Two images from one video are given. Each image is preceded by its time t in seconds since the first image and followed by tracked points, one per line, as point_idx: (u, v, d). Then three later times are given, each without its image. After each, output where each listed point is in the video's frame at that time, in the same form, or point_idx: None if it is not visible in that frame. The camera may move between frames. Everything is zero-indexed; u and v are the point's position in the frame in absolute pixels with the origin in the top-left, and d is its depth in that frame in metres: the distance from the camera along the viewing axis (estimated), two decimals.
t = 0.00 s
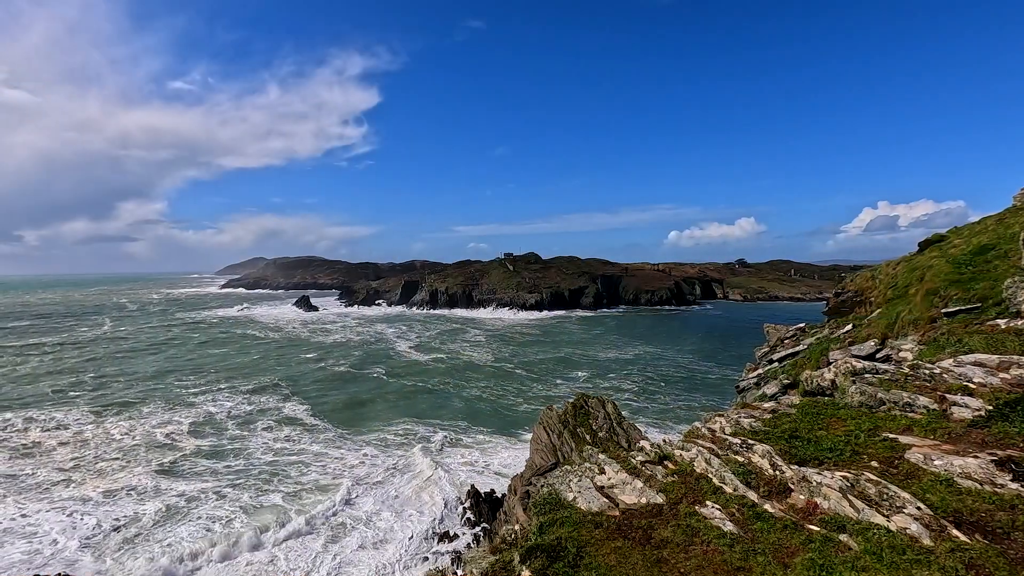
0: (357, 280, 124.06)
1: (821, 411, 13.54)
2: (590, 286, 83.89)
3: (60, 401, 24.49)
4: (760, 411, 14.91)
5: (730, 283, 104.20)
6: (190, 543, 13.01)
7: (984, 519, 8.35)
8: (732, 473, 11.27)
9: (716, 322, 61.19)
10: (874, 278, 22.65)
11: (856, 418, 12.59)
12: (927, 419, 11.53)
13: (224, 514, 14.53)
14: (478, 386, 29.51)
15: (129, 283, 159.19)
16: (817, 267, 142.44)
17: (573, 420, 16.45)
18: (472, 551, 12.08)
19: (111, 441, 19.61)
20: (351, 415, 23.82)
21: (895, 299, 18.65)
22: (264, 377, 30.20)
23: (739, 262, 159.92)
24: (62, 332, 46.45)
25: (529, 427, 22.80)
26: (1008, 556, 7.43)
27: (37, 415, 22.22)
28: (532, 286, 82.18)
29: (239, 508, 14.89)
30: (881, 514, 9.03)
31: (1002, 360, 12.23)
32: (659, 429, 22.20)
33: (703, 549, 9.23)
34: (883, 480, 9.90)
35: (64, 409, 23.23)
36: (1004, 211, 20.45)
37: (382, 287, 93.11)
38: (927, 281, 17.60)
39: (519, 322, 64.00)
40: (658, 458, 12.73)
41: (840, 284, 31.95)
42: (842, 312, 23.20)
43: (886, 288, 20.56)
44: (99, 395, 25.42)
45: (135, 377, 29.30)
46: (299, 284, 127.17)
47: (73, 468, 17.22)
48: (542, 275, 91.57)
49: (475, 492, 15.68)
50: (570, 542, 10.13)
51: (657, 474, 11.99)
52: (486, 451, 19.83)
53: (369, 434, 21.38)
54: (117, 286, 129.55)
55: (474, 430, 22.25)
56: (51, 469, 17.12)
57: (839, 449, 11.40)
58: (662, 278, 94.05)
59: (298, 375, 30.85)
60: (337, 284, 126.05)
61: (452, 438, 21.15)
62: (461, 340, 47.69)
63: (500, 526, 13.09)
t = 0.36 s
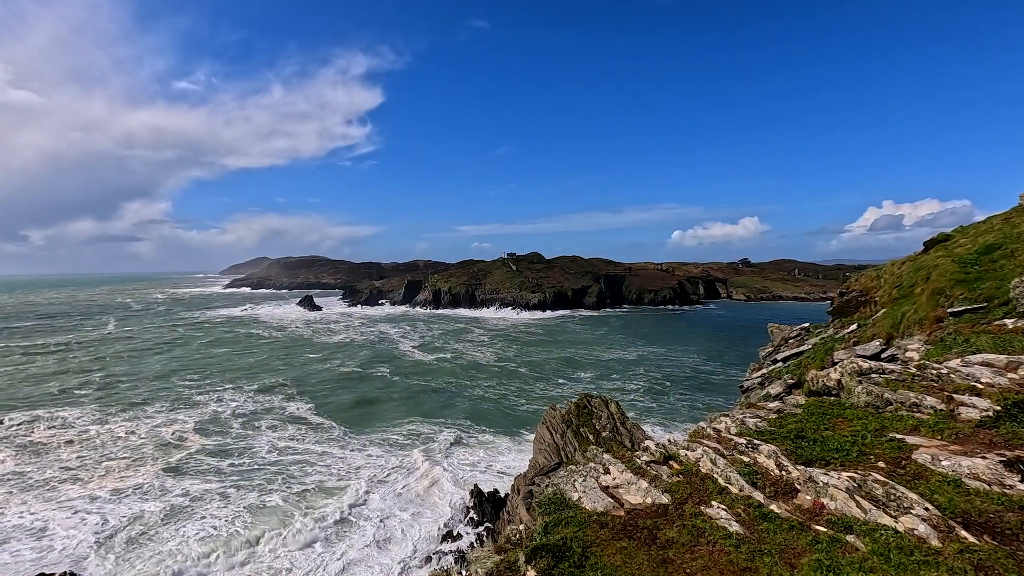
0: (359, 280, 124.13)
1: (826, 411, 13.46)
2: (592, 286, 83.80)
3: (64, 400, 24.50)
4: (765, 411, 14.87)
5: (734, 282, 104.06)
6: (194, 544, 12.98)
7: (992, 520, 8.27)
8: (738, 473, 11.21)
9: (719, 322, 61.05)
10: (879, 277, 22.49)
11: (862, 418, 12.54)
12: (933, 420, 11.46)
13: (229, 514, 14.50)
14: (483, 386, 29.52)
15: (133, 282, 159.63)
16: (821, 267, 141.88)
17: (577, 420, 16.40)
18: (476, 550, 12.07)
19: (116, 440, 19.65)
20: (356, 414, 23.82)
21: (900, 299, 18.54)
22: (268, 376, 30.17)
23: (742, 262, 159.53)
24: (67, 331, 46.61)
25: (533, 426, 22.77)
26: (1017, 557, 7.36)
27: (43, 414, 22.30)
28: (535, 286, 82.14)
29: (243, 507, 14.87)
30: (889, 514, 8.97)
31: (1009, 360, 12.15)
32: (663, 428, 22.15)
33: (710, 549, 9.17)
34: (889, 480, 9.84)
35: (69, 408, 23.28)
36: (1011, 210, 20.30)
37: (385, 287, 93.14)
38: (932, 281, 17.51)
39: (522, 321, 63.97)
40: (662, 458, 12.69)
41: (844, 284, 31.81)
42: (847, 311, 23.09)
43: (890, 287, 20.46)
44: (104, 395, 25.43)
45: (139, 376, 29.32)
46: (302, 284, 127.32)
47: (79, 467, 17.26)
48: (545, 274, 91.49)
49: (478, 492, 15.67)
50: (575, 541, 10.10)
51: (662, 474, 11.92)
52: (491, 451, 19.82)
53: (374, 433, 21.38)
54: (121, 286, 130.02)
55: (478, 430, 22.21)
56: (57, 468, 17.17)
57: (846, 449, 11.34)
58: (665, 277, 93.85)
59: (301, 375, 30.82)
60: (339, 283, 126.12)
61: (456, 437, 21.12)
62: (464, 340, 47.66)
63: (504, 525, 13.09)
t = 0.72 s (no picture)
0: (363, 280, 124.33)
1: (831, 411, 13.41)
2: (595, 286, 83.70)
3: (69, 400, 24.62)
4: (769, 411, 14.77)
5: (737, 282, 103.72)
6: (199, 544, 13.01)
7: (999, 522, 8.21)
8: (741, 473, 11.19)
9: (722, 322, 60.92)
10: (882, 277, 22.40)
11: (866, 419, 12.47)
12: (938, 420, 11.39)
13: (233, 513, 14.53)
14: (486, 386, 29.50)
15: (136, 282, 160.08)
16: (825, 266, 141.29)
17: (580, 420, 16.36)
18: (479, 550, 12.05)
19: (121, 439, 19.76)
20: (359, 414, 23.84)
21: (905, 299, 18.45)
22: (271, 376, 30.26)
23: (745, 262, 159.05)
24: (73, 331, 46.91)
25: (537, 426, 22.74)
26: None
27: (48, 414, 22.36)
28: (537, 286, 82.12)
29: (248, 507, 14.91)
30: (893, 515, 8.94)
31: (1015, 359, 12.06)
32: (667, 429, 22.07)
33: (713, 549, 9.16)
34: (894, 481, 9.80)
35: (75, 407, 23.41)
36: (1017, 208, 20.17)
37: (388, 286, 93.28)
38: (937, 280, 17.43)
39: (525, 321, 63.97)
40: (665, 458, 12.65)
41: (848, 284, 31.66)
42: (851, 311, 23.00)
43: (894, 287, 20.37)
44: (110, 394, 25.49)
45: (143, 376, 29.39)
46: (305, 284, 127.61)
47: (85, 466, 17.35)
48: (547, 274, 91.42)
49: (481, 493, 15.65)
50: (578, 542, 10.08)
51: (666, 474, 11.90)
52: (494, 451, 19.83)
53: (377, 433, 21.39)
54: (126, 286, 130.61)
55: (482, 430, 22.23)
56: (63, 467, 17.27)
57: (850, 450, 11.30)
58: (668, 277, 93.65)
59: (305, 375, 30.88)
60: (342, 284, 126.32)
61: (460, 437, 21.12)
62: (467, 340, 47.63)
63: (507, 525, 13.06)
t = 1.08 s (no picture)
0: (367, 280, 124.69)
1: (833, 411, 13.38)
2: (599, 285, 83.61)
3: (76, 399, 24.86)
4: (772, 410, 14.76)
5: (742, 280, 103.32)
6: (204, 543, 13.14)
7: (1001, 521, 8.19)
8: (744, 473, 11.19)
9: (726, 321, 60.74)
10: (887, 276, 22.29)
11: (868, 418, 12.45)
12: (940, 420, 11.36)
13: (238, 512, 14.66)
14: (490, 385, 29.60)
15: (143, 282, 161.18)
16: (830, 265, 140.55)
17: (582, 420, 16.39)
18: (482, 549, 12.12)
19: (128, 439, 19.97)
20: (363, 414, 23.98)
21: (909, 298, 18.37)
22: (276, 376, 30.44)
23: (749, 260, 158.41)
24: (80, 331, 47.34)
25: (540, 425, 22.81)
26: None
27: (57, 414, 22.65)
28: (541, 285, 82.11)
29: (252, 506, 15.02)
30: (896, 515, 8.93)
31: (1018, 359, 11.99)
32: (670, 429, 22.09)
33: (715, 549, 9.18)
34: (897, 480, 9.79)
35: (83, 407, 23.68)
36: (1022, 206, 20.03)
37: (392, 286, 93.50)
38: (941, 279, 17.33)
39: (528, 321, 64.00)
40: (667, 457, 12.67)
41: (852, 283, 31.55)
42: (855, 310, 22.89)
43: (898, 286, 20.26)
44: (117, 394, 25.79)
45: (149, 376, 29.68)
46: (310, 284, 128.10)
47: (92, 465, 17.55)
48: (551, 273, 91.41)
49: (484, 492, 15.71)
50: (580, 540, 10.14)
51: (667, 474, 11.93)
52: (497, 450, 19.89)
53: (381, 432, 21.54)
54: (132, 286, 131.57)
55: (485, 429, 22.29)
56: (71, 466, 17.48)
57: (852, 449, 11.29)
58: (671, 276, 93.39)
59: (309, 374, 31.06)
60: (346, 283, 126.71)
61: (463, 437, 21.22)
62: (471, 339, 47.73)
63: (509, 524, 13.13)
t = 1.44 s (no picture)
0: (371, 280, 124.93)
1: (838, 411, 13.31)
2: (603, 285, 83.44)
3: (84, 399, 25.08)
4: (776, 410, 14.70)
5: (746, 280, 102.80)
6: (210, 541, 13.24)
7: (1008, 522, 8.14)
8: (748, 473, 11.18)
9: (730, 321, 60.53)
10: (893, 275, 22.15)
11: (874, 418, 12.38)
12: (946, 420, 11.29)
13: (243, 511, 14.77)
14: (494, 385, 29.58)
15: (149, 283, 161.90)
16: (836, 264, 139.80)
17: (585, 420, 16.37)
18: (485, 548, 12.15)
19: (135, 437, 20.15)
20: (367, 413, 24.02)
21: (914, 297, 18.25)
22: (280, 375, 30.56)
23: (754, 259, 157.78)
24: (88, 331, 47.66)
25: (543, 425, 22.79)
26: None
27: (65, 413, 22.84)
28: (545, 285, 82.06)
29: (258, 505, 15.12)
30: (901, 515, 8.90)
31: None
32: (675, 429, 22.01)
33: (719, 549, 9.18)
34: (902, 480, 9.76)
35: (90, 406, 23.85)
36: None
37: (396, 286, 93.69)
38: (947, 278, 17.21)
39: (533, 320, 64.03)
40: (671, 457, 12.65)
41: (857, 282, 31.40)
42: (860, 310, 22.78)
43: (904, 285, 20.14)
44: (123, 394, 25.95)
45: (155, 375, 29.84)
46: (314, 284, 128.37)
47: (100, 464, 17.72)
48: (555, 273, 91.33)
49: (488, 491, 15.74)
50: (584, 540, 10.14)
51: (671, 474, 11.91)
52: (501, 450, 19.89)
53: (385, 432, 21.58)
54: (139, 287, 132.19)
55: (489, 429, 22.32)
56: (79, 464, 17.66)
57: (857, 449, 11.25)
58: (676, 275, 93.13)
59: (313, 373, 31.17)
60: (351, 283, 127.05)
61: (467, 436, 21.22)
62: (475, 339, 47.71)
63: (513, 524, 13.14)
